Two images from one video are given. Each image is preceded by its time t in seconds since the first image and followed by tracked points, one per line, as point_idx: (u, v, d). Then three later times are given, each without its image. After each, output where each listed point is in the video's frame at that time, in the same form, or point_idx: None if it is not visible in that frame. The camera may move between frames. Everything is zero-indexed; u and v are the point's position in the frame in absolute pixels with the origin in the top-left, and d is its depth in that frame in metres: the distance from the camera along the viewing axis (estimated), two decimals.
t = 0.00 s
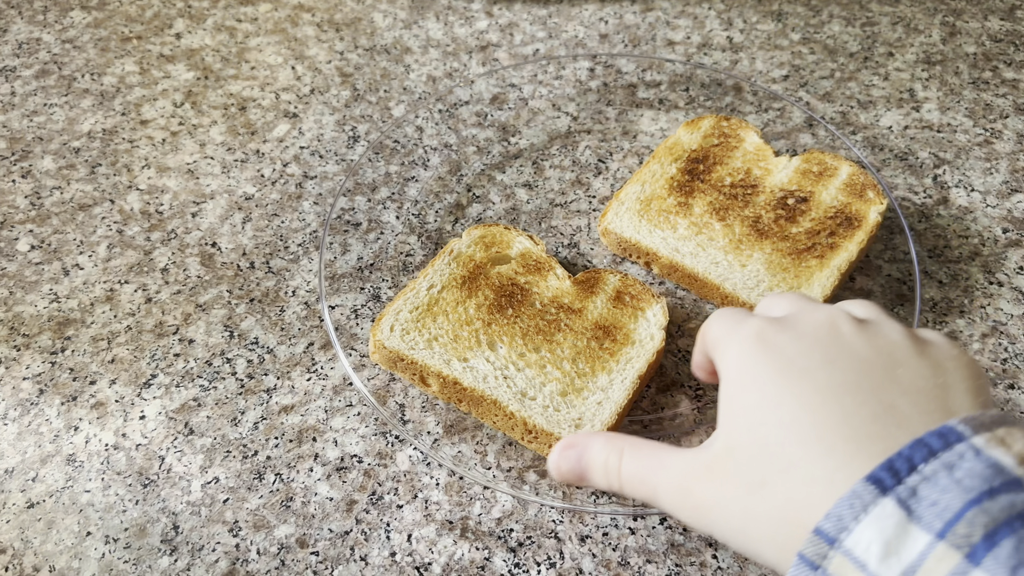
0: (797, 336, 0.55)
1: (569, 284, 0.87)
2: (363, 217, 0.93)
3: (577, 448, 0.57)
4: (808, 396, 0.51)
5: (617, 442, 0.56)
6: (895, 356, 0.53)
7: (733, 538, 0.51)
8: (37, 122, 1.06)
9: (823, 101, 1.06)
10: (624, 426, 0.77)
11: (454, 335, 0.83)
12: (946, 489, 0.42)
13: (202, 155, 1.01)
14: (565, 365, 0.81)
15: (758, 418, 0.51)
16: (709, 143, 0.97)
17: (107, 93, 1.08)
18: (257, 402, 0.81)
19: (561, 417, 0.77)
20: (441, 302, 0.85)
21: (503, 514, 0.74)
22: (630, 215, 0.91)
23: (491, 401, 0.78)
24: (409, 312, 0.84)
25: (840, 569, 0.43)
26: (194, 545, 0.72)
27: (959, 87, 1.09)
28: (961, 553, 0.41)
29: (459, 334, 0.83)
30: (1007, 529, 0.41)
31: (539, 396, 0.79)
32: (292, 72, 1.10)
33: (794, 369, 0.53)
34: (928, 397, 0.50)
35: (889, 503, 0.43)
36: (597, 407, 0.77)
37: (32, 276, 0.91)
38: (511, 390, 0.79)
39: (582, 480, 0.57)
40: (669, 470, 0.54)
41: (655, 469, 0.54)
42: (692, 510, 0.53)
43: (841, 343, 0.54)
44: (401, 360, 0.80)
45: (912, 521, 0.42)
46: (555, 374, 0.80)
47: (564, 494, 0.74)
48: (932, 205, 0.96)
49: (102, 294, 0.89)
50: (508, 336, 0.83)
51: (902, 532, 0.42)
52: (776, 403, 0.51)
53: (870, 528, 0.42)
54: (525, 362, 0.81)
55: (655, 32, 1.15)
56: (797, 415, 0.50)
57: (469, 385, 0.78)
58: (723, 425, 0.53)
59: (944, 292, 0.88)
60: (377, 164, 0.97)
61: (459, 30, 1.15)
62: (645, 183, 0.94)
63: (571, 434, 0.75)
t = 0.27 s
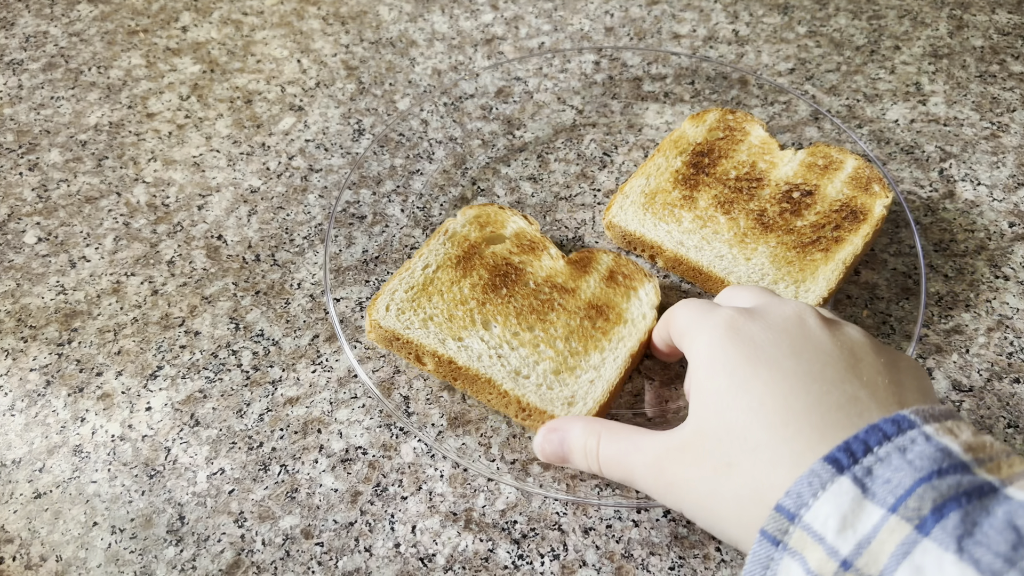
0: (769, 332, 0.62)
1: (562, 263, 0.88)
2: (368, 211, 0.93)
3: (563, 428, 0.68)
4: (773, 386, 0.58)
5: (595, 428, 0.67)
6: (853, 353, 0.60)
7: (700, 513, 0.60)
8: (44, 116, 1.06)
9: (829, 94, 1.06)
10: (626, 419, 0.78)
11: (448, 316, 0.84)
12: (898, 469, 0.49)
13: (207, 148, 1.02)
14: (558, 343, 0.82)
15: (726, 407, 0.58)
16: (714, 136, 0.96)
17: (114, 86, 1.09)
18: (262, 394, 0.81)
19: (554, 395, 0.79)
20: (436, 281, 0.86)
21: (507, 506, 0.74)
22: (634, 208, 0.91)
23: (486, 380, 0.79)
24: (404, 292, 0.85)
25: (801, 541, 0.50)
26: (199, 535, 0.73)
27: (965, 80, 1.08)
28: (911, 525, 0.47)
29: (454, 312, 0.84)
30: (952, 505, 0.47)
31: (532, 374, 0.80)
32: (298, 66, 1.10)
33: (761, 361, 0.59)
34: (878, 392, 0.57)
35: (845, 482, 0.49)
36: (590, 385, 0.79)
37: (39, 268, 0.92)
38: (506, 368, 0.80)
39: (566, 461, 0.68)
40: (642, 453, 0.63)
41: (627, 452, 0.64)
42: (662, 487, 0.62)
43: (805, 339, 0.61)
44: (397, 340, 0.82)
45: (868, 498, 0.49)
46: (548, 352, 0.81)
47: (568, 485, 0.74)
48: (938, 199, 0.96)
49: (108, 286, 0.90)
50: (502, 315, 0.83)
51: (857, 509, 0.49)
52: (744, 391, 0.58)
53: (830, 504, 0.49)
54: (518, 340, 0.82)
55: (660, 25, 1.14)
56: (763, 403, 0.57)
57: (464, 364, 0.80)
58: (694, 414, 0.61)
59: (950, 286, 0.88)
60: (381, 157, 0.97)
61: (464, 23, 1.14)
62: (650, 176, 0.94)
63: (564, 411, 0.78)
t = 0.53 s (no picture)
0: (782, 291, 0.61)
1: (528, 225, 0.90)
2: (375, 209, 0.93)
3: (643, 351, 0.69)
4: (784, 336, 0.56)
5: (663, 359, 0.67)
6: (863, 317, 0.59)
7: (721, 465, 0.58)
8: (51, 114, 1.06)
9: (839, 92, 1.05)
10: (634, 419, 0.77)
11: (434, 295, 0.85)
12: (908, 405, 0.46)
13: (214, 147, 1.02)
14: (546, 304, 0.85)
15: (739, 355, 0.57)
16: (723, 134, 0.95)
17: (121, 84, 1.09)
18: (269, 393, 0.81)
19: (556, 351, 0.81)
20: (412, 264, 0.87)
21: (514, 506, 0.74)
22: (642, 207, 0.91)
23: (487, 350, 0.80)
24: (384, 279, 0.85)
25: (809, 473, 0.48)
26: (206, 534, 0.73)
27: (976, 78, 1.07)
28: (921, 454, 0.45)
29: (438, 291, 0.85)
30: (962, 434, 0.44)
31: (530, 337, 0.82)
32: (305, 64, 1.10)
33: (774, 316, 0.58)
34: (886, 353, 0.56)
35: (853, 416, 0.47)
36: (585, 337, 0.82)
37: (47, 267, 0.92)
38: (504, 337, 0.82)
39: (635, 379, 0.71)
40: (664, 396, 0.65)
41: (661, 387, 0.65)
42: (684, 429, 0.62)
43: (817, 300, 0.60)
44: (387, 326, 0.81)
45: (877, 430, 0.46)
46: (539, 315, 0.84)
47: (575, 486, 0.73)
48: (948, 197, 0.95)
49: (116, 284, 0.90)
50: (486, 288, 0.86)
51: (867, 440, 0.46)
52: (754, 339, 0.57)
53: (837, 435, 0.47)
54: (507, 309, 0.85)
55: (668, 22, 1.13)
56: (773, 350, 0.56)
57: (460, 337, 0.81)
58: (709, 367, 0.60)
59: (960, 285, 0.87)
60: (388, 155, 0.97)
61: (471, 20, 1.14)
62: (658, 175, 0.93)
63: (569, 366, 0.79)
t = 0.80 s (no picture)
0: (739, 292, 0.67)
1: (536, 227, 0.90)
2: (384, 211, 0.93)
3: (533, 364, 0.69)
4: (739, 337, 0.62)
5: (556, 368, 0.68)
6: (814, 314, 0.65)
7: (659, 453, 0.63)
8: (60, 115, 1.06)
9: (849, 92, 1.05)
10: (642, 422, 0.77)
11: (443, 297, 0.85)
12: (850, 405, 0.51)
13: (223, 148, 1.02)
14: (554, 307, 0.84)
15: (694, 353, 0.63)
16: (732, 134, 0.95)
17: (130, 85, 1.09)
18: (278, 395, 0.81)
19: (562, 354, 0.81)
20: (420, 264, 0.87)
21: (522, 509, 0.74)
22: (650, 208, 0.91)
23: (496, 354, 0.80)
24: (393, 281, 0.85)
25: (756, 473, 0.52)
26: (216, 536, 0.74)
27: (987, 77, 1.06)
28: (860, 453, 0.49)
29: (445, 293, 0.85)
30: (899, 434, 0.49)
31: (538, 341, 0.82)
32: (313, 64, 1.10)
33: (731, 315, 0.64)
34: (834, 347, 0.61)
35: (798, 418, 0.52)
36: (593, 341, 0.82)
37: (56, 268, 0.92)
38: (511, 340, 0.82)
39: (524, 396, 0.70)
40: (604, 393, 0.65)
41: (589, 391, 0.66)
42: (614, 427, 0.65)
43: (773, 299, 0.66)
44: (395, 329, 0.81)
45: (820, 431, 0.51)
46: (547, 317, 0.84)
47: (584, 489, 0.74)
48: (959, 198, 0.94)
49: (125, 285, 0.90)
50: (494, 290, 0.85)
51: (810, 440, 0.51)
52: (712, 338, 0.63)
53: (782, 437, 0.51)
54: (515, 311, 0.84)
55: (677, 22, 1.13)
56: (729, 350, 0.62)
57: (467, 339, 0.81)
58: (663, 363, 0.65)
59: (971, 287, 0.87)
60: (397, 156, 0.97)
61: (479, 20, 1.14)
62: (667, 175, 0.93)
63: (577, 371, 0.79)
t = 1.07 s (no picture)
0: (754, 277, 0.67)
1: (519, 210, 0.90)
2: (390, 211, 0.92)
3: (593, 344, 0.72)
4: (750, 322, 0.62)
5: (616, 350, 0.71)
6: (825, 304, 0.64)
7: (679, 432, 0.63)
8: (66, 114, 1.06)
9: (857, 91, 1.04)
10: (651, 424, 0.77)
11: (471, 306, 0.84)
12: (858, 389, 0.50)
13: (229, 147, 1.01)
14: (575, 282, 0.85)
15: (709, 335, 0.63)
16: (741, 133, 0.94)
17: (135, 84, 1.09)
18: (284, 396, 0.81)
19: (603, 321, 0.82)
20: (433, 281, 0.86)
21: (530, 511, 0.74)
22: (658, 207, 0.90)
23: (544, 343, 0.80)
24: (415, 305, 0.83)
25: (764, 454, 0.52)
26: (222, 538, 0.73)
27: (997, 76, 1.05)
28: (868, 435, 0.49)
29: (472, 302, 0.85)
30: (906, 417, 0.49)
31: (577, 317, 0.83)
32: (319, 64, 1.09)
33: (744, 297, 0.64)
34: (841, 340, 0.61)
35: (807, 400, 0.51)
36: (622, 297, 0.83)
37: (62, 269, 0.92)
38: (554, 325, 0.82)
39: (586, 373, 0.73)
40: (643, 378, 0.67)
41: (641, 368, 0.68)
42: (653, 408, 0.66)
43: (789, 287, 0.65)
44: (440, 350, 0.79)
45: (828, 413, 0.50)
46: (574, 294, 0.85)
47: (592, 491, 0.73)
48: (968, 198, 0.93)
49: (131, 286, 0.90)
50: (515, 283, 0.86)
51: (819, 421, 0.50)
52: (722, 323, 0.63)
53: (791, 418, 0.51)
54: (544, 297, 0.85)
55: (684, 21, 1.12)
56: (737, 334, 0.62)
57: (516, 337, 0.80)
58: (681, 344, 0.66)
59: (981, 288, 0.86)
60: (403, 156, 0.96)
61: (485, 19, 1.13)
62: (675, 173, 0.92)
63: (625, 331, 0.80)
